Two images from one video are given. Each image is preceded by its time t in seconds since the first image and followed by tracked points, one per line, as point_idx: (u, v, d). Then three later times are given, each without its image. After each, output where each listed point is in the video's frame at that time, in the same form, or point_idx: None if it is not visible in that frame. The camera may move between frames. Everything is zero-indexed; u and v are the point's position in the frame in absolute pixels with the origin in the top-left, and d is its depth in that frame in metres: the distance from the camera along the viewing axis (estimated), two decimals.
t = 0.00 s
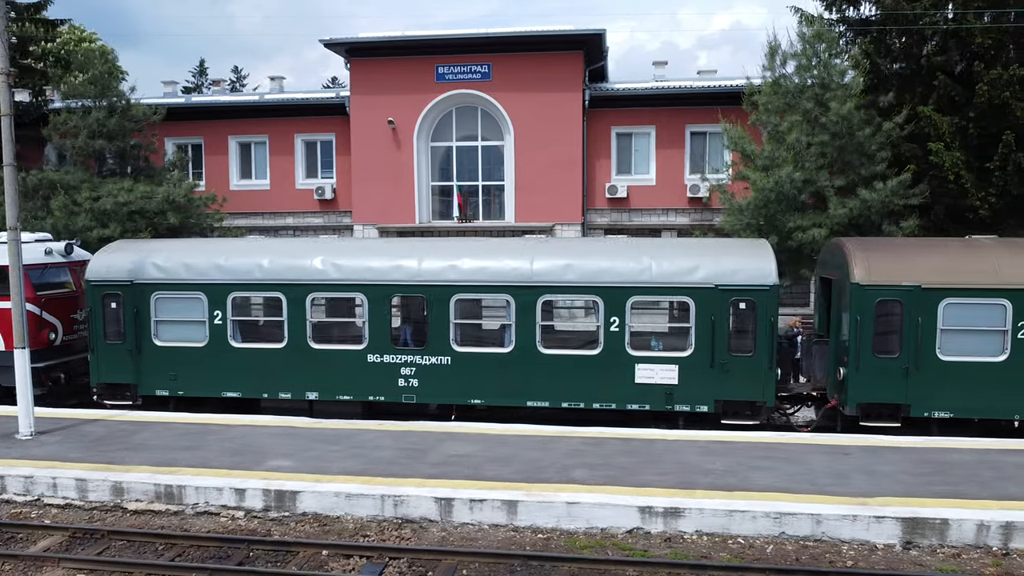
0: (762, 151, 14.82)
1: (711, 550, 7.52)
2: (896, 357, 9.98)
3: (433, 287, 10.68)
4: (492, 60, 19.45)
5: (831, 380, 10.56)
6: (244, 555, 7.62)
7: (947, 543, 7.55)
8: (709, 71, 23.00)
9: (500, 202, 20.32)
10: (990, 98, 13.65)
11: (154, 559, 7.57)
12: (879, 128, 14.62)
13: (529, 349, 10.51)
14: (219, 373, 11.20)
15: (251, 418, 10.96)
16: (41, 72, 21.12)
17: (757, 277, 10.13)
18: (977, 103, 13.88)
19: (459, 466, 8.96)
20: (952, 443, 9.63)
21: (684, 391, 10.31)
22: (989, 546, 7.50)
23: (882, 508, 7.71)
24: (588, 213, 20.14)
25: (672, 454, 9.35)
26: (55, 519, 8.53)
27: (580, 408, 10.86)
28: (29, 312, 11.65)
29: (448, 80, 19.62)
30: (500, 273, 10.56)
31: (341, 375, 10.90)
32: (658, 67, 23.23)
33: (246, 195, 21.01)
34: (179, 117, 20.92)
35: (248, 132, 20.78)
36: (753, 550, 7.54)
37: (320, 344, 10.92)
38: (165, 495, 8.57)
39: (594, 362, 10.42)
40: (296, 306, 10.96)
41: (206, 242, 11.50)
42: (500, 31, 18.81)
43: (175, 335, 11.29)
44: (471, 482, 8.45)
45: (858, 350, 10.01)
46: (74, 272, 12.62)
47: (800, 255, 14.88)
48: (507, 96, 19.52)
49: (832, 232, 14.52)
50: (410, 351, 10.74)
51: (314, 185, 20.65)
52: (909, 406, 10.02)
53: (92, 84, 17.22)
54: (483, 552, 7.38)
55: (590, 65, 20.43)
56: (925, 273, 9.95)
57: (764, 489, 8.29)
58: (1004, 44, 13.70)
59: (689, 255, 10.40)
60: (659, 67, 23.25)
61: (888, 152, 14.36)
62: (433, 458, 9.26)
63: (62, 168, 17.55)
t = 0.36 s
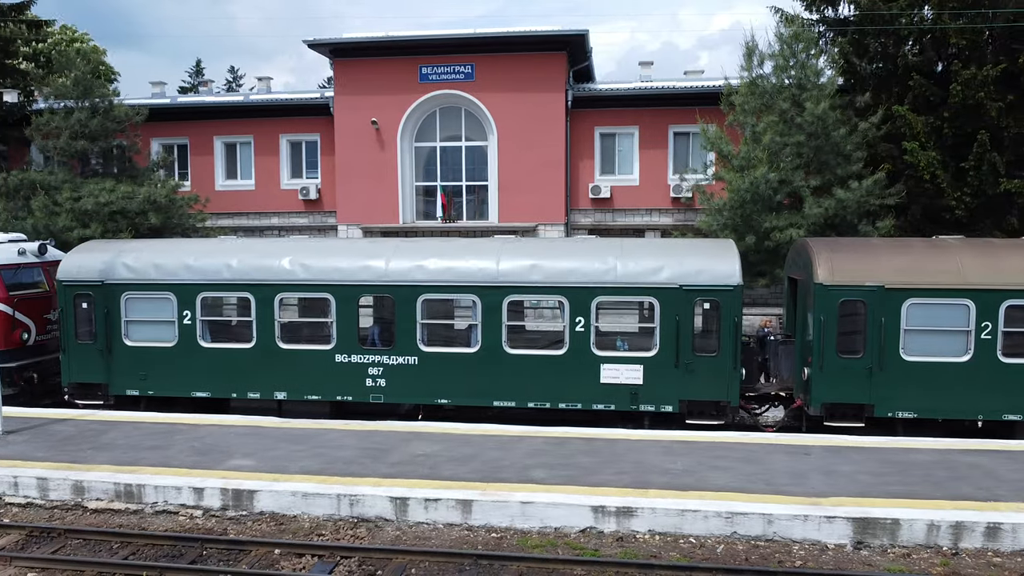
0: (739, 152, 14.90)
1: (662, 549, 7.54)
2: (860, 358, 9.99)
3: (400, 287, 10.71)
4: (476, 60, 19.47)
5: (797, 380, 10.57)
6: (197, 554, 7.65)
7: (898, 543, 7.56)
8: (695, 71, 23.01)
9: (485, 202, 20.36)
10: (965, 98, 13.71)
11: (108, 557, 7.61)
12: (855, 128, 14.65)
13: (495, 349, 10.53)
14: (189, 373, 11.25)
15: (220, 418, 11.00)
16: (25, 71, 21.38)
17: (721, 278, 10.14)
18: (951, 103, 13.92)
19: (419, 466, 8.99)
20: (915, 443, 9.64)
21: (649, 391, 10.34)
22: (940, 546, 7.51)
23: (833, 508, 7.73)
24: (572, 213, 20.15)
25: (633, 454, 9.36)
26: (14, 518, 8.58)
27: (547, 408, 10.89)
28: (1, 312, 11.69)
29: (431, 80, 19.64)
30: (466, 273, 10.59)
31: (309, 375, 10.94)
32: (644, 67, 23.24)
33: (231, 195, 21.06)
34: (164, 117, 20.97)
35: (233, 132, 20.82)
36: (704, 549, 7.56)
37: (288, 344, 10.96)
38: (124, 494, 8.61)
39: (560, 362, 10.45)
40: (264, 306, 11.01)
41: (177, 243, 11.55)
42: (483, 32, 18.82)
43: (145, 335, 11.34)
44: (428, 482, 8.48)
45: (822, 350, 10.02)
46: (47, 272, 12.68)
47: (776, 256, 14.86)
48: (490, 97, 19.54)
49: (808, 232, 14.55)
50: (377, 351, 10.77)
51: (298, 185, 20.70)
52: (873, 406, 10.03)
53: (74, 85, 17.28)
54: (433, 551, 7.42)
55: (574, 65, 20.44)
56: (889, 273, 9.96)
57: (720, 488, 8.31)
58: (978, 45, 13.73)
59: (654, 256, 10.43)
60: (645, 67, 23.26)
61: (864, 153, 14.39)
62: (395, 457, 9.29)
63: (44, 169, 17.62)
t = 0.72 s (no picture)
0: (718, 152, 14.98)
1: (617, 548, 7.56)
2: (827, 358, 10.00)
3: (370, 287, 10.75)
4: (460, 61, 19.50)
5: (766, 380, 10.59)
6: (156, 553, 7.69)
7: (854, 543, 7.56)
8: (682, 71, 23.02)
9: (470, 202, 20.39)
10: (942, 98, 13.69)
11: (66, 556, 7.64)
12: (834, 128, 14.70)
13: (465, 349, 10.56)
14: (162, 373, 11.29)
15: (191, 417, 11.04)
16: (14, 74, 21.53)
17: (689, 278, 10.16)
18: (929, 103, 13.92)
19: (383, 466, 9.02)
20: (881, 443, 9.65)
21: (617, 391, 10.37)
22: (895, 546, 7.52)
23: (790, 508, 7.74)
24: (557, 214, 20.18)
25: (598, 453, 9.38)
26: None
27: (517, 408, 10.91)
28: None
29: (416, 81, 19.67)
30: (436, 273, 10.63)
31: (281, 375, 10.98)
32: (631, 67, 23.25)
33: (217, 196, 21.11)
34: (151, 117, 21.02)
35: (219, 132, 20.87)
36: (659, 549, 7.58)
37: (260, 344, 11.00)
38: (89, 493, 8.65)
39: (529, 362, 10.48)
40: (236, 306, 11.05)
41: (151, 243, 11.61)
42: (467, 32, 18.84)
43: (119, 335, 11.39)
44: (390, 481, 8.51)
45: (789, 350, 10.03)
46: (23, 272, 12.82)
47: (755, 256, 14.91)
48: (475, 97, 19.57)
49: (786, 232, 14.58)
50: (348, 351, 10.79)
51: (285, 186, 20.75)
52: (840, 406, 10.04)
53: (58, 85, 17.33)
54: (389, 551, 7.44)
55: (560, 65, 20.47)
56: (855, 273, 9.97)
57: (680, 488, 8.33)
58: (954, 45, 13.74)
59: (623, 256, 10.45)
60: (632, 68, 23.28)
61: (842, 153, 14.42)
62: (360, 457, 9.32)
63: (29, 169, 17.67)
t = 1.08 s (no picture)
0: (694, 153, 15.03)
1: (569, 547, 7.58)
2: (791, 358, 10.01)
3: (337, 287, 10.77)
4: (444, 61, 19.52)
5: (731, 380, 10.61)
6: (110, 551, 7.72)
7: (805, 543, 7.57)
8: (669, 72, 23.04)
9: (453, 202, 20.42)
10: (917, 98, 13.67)
11: (20, 554, 7.68)
12: (810, 128, 14.70)
13: (431, 349, 10.58)
14: (132, 373, 11.34)
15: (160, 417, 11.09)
16: None
17: (653, 278, 10.20)
18: (904, 104, 13.90)
19: (343, 465, 9.04)
20: (844, 443, 9.66)
21: (583, 390, 10.39)
22: (846, 546, 7.53)
23: (743, 508, 7.75)
24: (541, 214, 20.19)
25: (560, 453, 9.40)
26: None
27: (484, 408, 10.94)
28: None
29: (400, 81, 19.69)
30: (403, 273, 10.66)
31: (249, 375, 11.02)
32: (618, 67, 23.26)
33: (203, 196, 21.17)
34: (137, 118, 21.09)
35: (204, 132, 20.93)
36: (610, 548, 7.60)
37: (228, 344, 11.05)
38: (49, 491, 8.70)
39: (494, 361, 10.49)
40: (205, 306, 11.08)
41: (122, 243, 11.66)
42: (449, 33, 18.86)
43: (89, 335, 11.44)
44: (347, 480, 8.55)
45: (753, 350, 10.04)
46: None
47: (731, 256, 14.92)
48: (458, 97, 19.59)
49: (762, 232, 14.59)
50: (315, 351, 10.83)
51: (270, 186, 20.80)
52: (804, 406, 10.05)
53: (41, 86, 17.39)
54: (340, 549, 7.48)
55: (544, 65, 20.48)
56: (819, 273, 9.98)
57: (636, 487, 8.34)
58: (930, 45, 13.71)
59: (588, 256, 10.48)
60: (618, 68, 23.29)
61: (818, 153, 14.41)
62: (322, 456, 9.36)
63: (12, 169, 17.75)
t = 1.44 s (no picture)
0: (671, 153, 15.06)
1: (520, 547, 7.61)
2: (755, 358, 10.03)
3: (305, 287, 10.81)
4: (427, 61, 19.53)
5: (697, 380, 10.61)
6: (64, 549, 7.75)
7: (756, 542, 7.58)
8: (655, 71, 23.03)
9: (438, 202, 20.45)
10: (892, 98, 13.65)
11: None
12: (786, 128, 14.69)
13: (397, 349, 10.60)
14: (102, 373, 11.39)
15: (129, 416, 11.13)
16: None
17: (618, 278, 10.22)
18: (880, 104, 13.88)
19: (304, 464, 9.08)
20: (806, 443, 9.67)
21: (548, 390, 10.41)
22: (797, 546, 7.54)
23: (695, 507, 7.77)
24: (524, 213, 20.21)
25: (521, 452, 9.43)
26: None
27: (452, 407, 10.96)
28: None
29: (383, 81, 19.70)
30: (370, 273, 10.69)
31: (218, 374, 11.06)
32: (604, 67, 23.26)
33: (188, 196, 21.21)
34: (123, 118, 21.14)
35: (190, 133, 20.97)
36: (562, 547, 7.62)
37: (197, 344, 11.08)
38: (10, 490, 8.74)
39: (461, 361, 10.51)
40: (173, 306, 11.13)
41: (93, 244, 11.71)
42: (431, 33, 18.88)
43: (60, 335, 11.48)
44: (305, 479, 8.58)
45: (717, 350, 10.07)
46: None
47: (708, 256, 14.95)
48: (441, 97, 19.61)
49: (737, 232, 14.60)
50: (283, 351, 10.86)
51: (254, 186, 20.84)
52: (768, 406, 10.06)
53: (23, 86, 17.42)
54: (292, 548, 7.51)
55: (528, 65, 20.49)
56: (782, 273, 10.00)
57: (592, 486, 8.36)
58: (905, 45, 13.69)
59: (554, 256, 10.51)
60: (604, 68, 23.30)
61: (794, 153, 14.41)
62: (284, 455, 9.39)
63: None
